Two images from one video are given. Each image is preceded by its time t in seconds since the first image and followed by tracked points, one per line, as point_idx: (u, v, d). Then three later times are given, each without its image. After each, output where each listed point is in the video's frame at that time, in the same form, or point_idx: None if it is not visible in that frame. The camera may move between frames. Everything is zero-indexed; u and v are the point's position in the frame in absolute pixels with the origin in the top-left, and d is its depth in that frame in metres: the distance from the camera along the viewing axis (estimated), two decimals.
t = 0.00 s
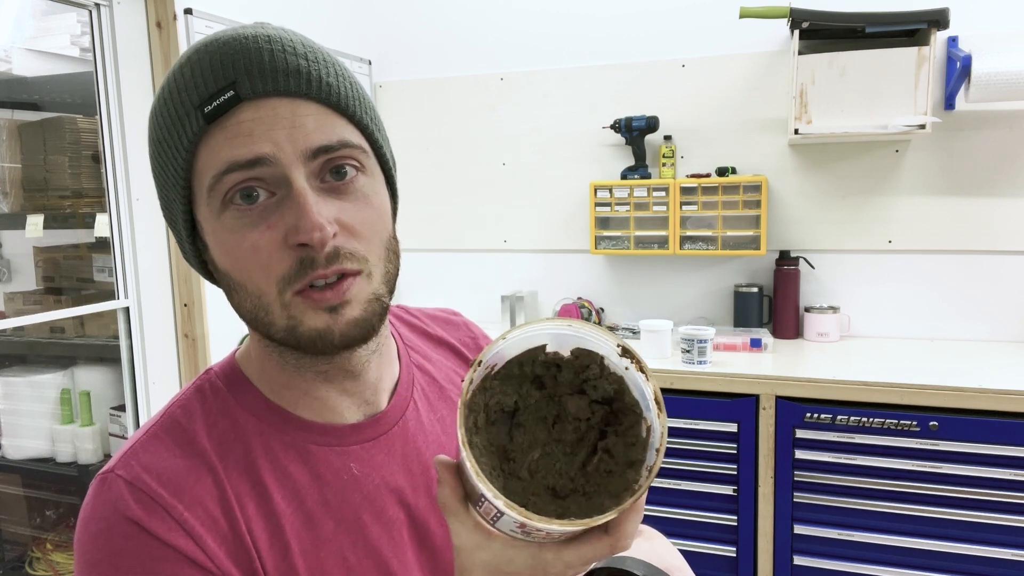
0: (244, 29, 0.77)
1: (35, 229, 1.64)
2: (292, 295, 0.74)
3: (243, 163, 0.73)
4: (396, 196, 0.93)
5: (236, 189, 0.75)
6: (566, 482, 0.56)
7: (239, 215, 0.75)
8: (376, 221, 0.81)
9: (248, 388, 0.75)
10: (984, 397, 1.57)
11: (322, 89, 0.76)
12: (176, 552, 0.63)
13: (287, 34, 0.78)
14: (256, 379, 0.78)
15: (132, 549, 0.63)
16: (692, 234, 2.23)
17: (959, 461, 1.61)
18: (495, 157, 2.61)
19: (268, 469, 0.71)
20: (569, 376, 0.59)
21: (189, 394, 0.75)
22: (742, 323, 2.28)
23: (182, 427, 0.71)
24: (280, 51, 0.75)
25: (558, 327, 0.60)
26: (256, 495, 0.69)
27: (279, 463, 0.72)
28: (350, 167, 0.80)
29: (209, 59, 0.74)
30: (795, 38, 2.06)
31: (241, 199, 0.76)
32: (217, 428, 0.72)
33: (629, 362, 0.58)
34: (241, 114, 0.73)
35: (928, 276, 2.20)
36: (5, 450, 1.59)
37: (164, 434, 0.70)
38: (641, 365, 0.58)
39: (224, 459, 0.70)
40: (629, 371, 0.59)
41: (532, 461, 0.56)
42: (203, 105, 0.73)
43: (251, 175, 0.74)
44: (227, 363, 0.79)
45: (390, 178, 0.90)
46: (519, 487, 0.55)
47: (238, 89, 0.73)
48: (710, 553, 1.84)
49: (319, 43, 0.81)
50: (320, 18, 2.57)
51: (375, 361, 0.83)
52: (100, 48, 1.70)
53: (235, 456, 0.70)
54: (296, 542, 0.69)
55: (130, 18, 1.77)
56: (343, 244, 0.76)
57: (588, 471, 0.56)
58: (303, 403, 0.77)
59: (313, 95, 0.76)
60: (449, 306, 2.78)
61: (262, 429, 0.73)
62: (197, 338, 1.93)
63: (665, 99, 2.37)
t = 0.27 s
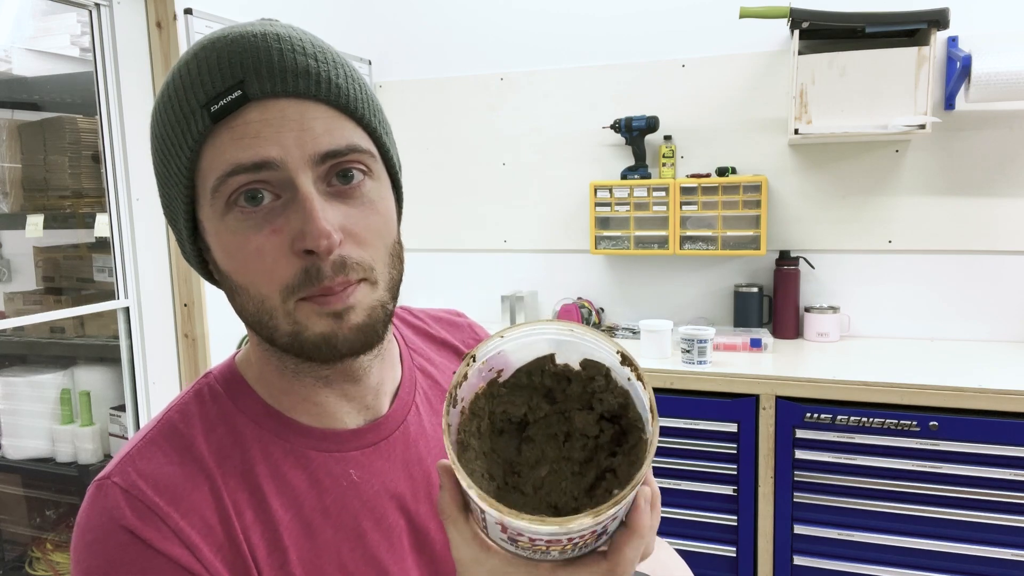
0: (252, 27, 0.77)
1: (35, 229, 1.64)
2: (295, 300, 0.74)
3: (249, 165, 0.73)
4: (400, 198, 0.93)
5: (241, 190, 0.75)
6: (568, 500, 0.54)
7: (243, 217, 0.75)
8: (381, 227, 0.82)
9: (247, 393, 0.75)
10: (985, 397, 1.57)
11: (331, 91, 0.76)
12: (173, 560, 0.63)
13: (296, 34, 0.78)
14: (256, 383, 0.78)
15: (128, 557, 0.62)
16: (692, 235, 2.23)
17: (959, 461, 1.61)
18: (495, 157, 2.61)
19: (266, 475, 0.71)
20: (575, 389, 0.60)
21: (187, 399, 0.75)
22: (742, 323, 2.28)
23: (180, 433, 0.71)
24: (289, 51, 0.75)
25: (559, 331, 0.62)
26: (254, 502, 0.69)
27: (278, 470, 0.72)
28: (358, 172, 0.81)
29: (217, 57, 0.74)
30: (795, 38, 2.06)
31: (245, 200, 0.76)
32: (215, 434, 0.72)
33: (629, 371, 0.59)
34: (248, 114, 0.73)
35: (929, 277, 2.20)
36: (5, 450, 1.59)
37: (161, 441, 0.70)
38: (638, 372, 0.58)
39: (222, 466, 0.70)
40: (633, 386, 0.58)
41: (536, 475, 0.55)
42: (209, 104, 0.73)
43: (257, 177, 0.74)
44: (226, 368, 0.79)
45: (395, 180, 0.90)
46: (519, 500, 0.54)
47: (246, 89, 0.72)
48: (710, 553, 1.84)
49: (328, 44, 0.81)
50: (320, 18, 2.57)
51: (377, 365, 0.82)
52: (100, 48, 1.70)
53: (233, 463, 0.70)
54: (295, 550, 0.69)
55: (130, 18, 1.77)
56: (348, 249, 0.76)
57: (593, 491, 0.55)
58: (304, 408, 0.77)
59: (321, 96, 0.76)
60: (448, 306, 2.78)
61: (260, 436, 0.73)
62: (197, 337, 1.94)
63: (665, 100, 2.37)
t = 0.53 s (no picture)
0: (267, 25, 0.77)
1: (35, 229, 1.64)
2: (310, 299, 0.74)
3: (265, 165, 0.72)
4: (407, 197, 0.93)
5: (255, 191, 0.74)
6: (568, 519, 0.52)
7: (257, 217, 0.75)
8: (391, 227, 0.82)
9: (248, 393, 0.75)
10: (985, 397, 1.57)
11: (345, 92, 0.77)
12: (173, 561, 0.63)
13: (310, 35, 0.78)
14: (257, 382, 0.77)
15: (128, 557, 0.62)
16: (692, 234, 2.23)
17: (959, 461, 1.61)
18: (495, 157, 2.61)
19: (268, 475, 0.71)
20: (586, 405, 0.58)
21: (189, 399, 0.75)
22: (742, 323, 2.28)
23: (181, 433, 0.71)
24: (305, 51, 0.75)
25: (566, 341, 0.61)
26: (255, 502, 0.69)
27: (279, 470, 0.71)
28: (370, 173, 0.80)
29: (234, 56, 0.73)
30: (795, 38, 2.06)
31: (260, 201, 0.75)
32: (217, 434, 0.72)
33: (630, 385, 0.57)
34: (264, 114, 0.73)
35: (929, 277, 2.20)
36: (5, 450, 1.59)
37: (162, 441, 0.70)
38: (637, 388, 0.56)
39: (223, 467, 0.70)
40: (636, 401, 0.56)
41: (544, 493, 0.54)
42: (225, 103, 0.72)
43: (272, 178, 0.73)
44: (226, 368, 0.79)
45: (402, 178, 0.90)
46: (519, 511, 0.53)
47: (263, 88, 0.72)
48: (710, 553, 1.84)
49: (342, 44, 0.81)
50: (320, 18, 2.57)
51: (380, 365, 0.82)
52: (100, 48, 1.70)
53: (234, 463, 0.70)
54: (295, 551, 0.69)
55: (130, 18, 1.77)
56: (362, 250, 0.76)
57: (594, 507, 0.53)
58: (305, 408, 0.77)
59: (336, 97, 0.76)
60: (448, 306, 2.78)
61: (262, 436, 0.72)
62: (197, 337, 1.94)
63: (665, 100, 2.37)
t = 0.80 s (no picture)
0: (314, 35, 0.77)
1: (35, 229, 1.64)
2: (347, 298, 0.73)
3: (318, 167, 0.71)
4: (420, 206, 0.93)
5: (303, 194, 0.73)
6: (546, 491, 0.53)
7: (301, 219, 0.74)
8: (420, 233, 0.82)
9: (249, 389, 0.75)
10: (985, 397, 1.57)
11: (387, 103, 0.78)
12: (173, 559, 0.63)
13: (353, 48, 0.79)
14: (257, 379, 0.78)
15: (128, 557, 0.62)
16: (692, 234, 2.23)
17: (959, 461, 1.61)
18: (495, 157, 2.61)
19: (267, 473, 0.71)
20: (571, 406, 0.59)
21: (189, 398, 0.75)
22: (741, 323, 2.28)
23: (180, 432, 0.71)
24: (353, 63, 0.76)
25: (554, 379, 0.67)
26: (254, 499, 0.69)
27: (278, 467, 0.71)
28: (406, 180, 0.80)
29: (287, 62, 0.74)
30: (795, 38, 2.06)
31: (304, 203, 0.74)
32: (216, 432, 0.72)
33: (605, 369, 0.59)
34: (316, 118, 0.72)
35: (929, 277, 2.20)
36: (5, 450, 1.59)
37: (162, 440, 0.70)
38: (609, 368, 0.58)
39: (222, 465, 0.70)
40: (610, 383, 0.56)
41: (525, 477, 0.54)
42: (277, 106, 0.72)
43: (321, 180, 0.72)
44: (230, 365, 0.79)
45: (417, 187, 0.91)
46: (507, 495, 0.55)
47: (316, 94, 0.72)
48: (710, 553, 1.84)
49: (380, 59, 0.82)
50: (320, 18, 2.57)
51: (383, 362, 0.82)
52: (100, 48, 1.70)
53: (234, 461, 0.70)
54: (295, 547, 0.69)
55: (130, 18, 1.77)
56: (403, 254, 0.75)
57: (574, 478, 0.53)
58: (307, 403, 0.77)
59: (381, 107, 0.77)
60: (448, 306, 2.78)
61: (261, 433, 0.72)
62: (197, 338, 1.94)
63: (665, 100, 2.37)
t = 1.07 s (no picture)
0: (297, 30, 0.78)
1: (35, 229, 1.64)
2: (334, 295, 0.74)
3: (299, 163, 0.72)
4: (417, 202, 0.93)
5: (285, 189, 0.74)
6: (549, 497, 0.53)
7: (285, 214, 0.74)
8: (412, 228, 0.82)
9: (253, 390, 0.75)
10: (984, 397, 1.57)
11: (373, 94, 0.77)
12: (177, 557, 0.63)
13: (337, 40, 0.79)
14: (262, 379, 0.77)
15: (132, 555, 0.62)
16: (692, 234, 2.23)
17: (959, 461, 1.61)
18: (495, 157, 2.61)
19: (271, 473, 0.71)
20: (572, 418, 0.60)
21: (193, 397, 0.75)
22: (742, 323, 2.28)
23: (184, 430, 0.71)
24: (336, 54, 0.76)
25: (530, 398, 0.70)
26: (258, 498, 0.69)
27: (282, 466, 0.71)
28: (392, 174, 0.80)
29: (267, 56, 0.74)
30: (795, 38, 2.05)
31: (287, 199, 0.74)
32: (220, 430, 0.72)
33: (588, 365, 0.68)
34: (297, 112, 0.73)
35: (928, 276, 2.20)
36: (5, 450, 1.59)
37: (166, 438, 0.70)
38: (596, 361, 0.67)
39: (226, 463, 0.70)
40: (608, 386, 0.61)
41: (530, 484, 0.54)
42: (258, 101, 0.72)
43: (303, 175, 0.73)
44: (236, 364, 0.78)
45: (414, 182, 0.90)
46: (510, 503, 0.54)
47: (297, 87, 0.72)
48: (710, 553, 1.84)
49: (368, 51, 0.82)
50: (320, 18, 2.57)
51: (386, 360, 0.82)
52: (100, 48, 1.70)
53: (237, 459, 0.70)
54: (297, 545, 0.69)
55: (130, 18, 1.77)
56: (387, 248, 0.76)
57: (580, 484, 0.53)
58: (312, 404, 0.77)
59: (365, 99, 0.76)
60: (448, 306, 2.78)
61: (265, 432, 0.72)
62: (197, 337, 1.94)
63: (665, 100, 2.37)
